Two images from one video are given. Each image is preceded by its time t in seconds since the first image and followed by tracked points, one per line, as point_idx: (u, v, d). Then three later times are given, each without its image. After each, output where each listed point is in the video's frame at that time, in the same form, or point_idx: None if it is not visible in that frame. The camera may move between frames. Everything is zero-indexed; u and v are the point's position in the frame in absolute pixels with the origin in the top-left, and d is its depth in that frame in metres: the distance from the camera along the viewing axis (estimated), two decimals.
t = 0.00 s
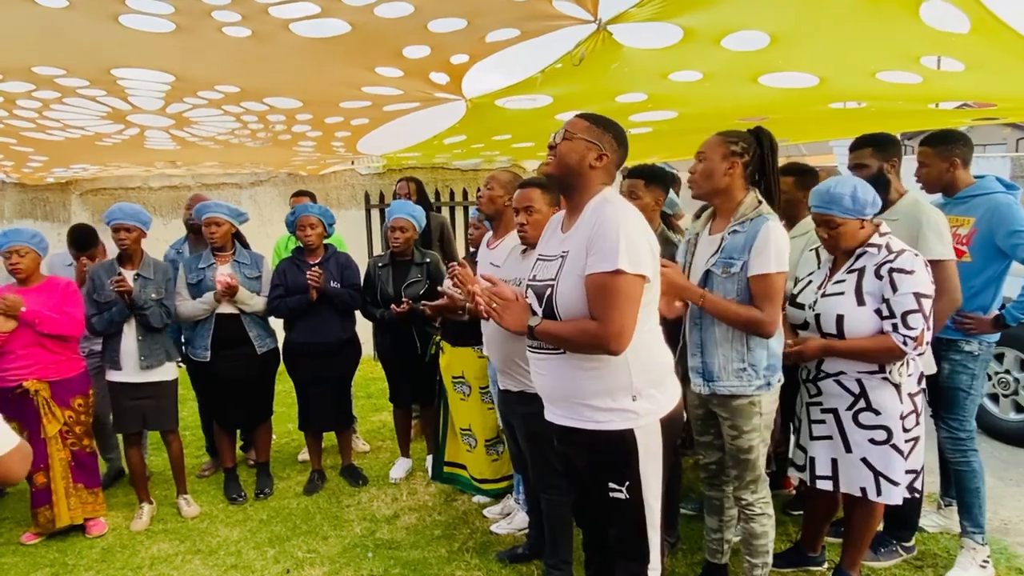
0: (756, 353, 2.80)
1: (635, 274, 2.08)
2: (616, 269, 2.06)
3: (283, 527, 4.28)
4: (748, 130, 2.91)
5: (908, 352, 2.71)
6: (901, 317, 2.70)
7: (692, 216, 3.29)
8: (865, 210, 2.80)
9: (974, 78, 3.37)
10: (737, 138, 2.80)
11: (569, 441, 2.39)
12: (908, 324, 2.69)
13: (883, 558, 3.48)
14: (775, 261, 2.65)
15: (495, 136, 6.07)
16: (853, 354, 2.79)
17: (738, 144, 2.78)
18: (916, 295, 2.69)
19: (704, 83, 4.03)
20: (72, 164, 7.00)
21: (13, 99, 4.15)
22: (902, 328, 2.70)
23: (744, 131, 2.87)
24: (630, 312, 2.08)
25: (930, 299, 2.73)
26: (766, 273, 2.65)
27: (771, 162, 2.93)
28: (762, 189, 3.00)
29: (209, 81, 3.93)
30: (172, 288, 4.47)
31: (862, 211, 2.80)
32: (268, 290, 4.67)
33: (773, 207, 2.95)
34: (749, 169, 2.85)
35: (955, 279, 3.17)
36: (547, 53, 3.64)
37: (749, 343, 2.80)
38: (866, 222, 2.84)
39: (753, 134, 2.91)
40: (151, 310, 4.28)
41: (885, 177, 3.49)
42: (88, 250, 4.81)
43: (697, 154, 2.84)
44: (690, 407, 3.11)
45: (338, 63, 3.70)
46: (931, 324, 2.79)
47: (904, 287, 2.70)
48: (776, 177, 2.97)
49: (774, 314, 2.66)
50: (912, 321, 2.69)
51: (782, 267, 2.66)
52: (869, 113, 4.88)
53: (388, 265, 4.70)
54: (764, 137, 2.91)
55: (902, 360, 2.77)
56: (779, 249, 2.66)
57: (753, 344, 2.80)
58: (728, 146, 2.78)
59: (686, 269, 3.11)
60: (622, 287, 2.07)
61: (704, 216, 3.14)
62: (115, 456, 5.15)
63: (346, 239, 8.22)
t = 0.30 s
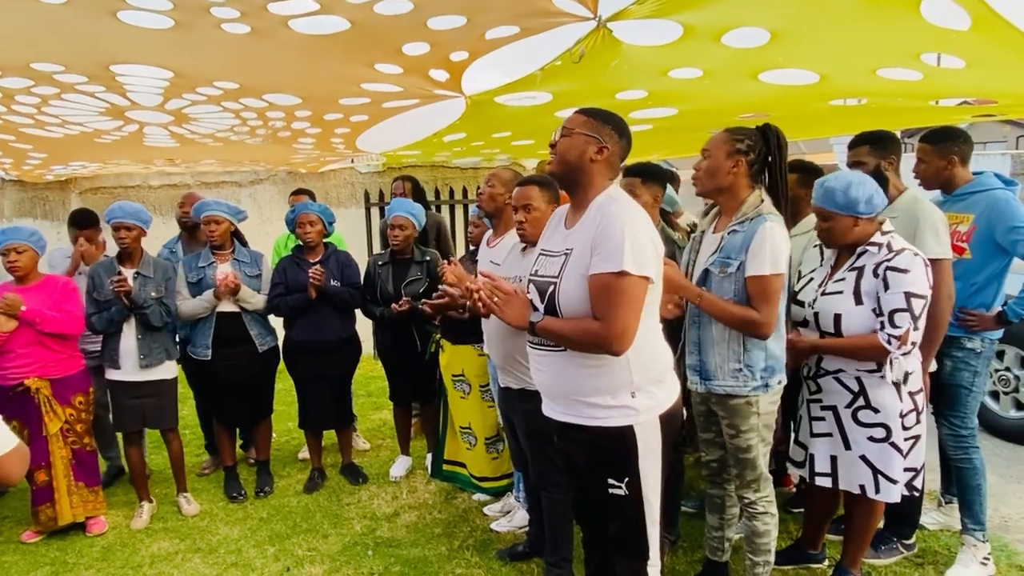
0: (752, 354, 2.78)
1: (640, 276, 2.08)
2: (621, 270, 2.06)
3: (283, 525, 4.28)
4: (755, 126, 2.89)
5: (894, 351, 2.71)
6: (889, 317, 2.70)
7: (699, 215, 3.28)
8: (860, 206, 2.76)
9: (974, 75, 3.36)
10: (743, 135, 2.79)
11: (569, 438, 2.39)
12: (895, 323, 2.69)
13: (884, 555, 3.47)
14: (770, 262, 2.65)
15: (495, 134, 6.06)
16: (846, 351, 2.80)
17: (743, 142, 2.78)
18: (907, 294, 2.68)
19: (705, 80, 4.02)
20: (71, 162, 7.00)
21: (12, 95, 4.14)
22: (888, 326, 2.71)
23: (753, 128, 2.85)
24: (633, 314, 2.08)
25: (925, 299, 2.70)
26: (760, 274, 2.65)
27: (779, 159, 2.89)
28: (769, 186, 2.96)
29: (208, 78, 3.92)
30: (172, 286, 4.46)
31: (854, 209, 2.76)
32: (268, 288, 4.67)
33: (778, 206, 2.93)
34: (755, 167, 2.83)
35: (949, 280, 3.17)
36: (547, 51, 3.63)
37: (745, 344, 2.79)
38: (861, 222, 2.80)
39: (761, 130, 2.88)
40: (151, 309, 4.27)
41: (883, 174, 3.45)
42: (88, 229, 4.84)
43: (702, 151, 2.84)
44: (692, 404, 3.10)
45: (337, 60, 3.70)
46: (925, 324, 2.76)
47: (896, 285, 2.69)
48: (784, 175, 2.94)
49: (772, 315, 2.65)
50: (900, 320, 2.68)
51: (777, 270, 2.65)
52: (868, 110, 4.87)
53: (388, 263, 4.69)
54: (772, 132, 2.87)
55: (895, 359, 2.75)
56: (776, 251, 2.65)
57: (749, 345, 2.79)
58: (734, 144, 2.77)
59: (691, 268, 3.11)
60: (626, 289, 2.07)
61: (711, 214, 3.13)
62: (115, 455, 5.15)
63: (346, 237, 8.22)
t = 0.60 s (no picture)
0: (748, 355, 2.77)
1: (640, 278, 2.07)
2: (621, 273, 2.05)
3: (283, 525, 4.28)
4: (760, 125, 2.88)
5: (878, 353, 2.70)
6: (876, 317, 2.70)
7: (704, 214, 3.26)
8: (852, 206, 2.76)
9: (974, 73, 3.35)
10: (747, 134, 2.78)
11: (568, 436, 2.39)
12: (880, 324, 2.69)
13: (884, 555, 3.46)
14: (764, 264, 2.63)
15: (495, 133, 6.06)
16: (835, 349, 2.84)
17: (747, 142, 2.77)
18: (895, 295, 2.65)
19: (704, 79, 4.01)
20: (71, 161, 7.00)
21: (10, 94, 4.14)
22: (873, 326, 2.71)
23: (757, 127, 2.84)
24: (633, 317, 2.08)
25: (916, 301, 2.66)
26: (755, 277, 2.63)
27: (784, 158, 2.87)
28: (774, 185, 2.95)
29: (206, 77, 3.92)
30: (172, 286, 4.46)
31: (845, 206, 2.77)
32: (268, 287, 4.67)
33: (781, 207, 2.92)
34: (758, 166, 2.83)
35: (944, 279, 3.16)
36: (546, 50, 3.63)
37: (741, 345, 2.78)
38: (854, 220, 2.79)
39: (766, 129, 2.87)
40: (150, 308, 4.27)
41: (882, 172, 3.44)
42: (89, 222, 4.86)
43: (706, 149, 2.84)
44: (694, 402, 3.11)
45: (336, 59, 3.69)
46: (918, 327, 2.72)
47: (886, 286, 2.67)
48: (790, 174, 2.92)
49: (764, 318, 2.63)
50: (885, 321, 2.68)
51: (772, 272, 2.62)
52: (869, 109, 4.86)
53: (388, 262, 4.69)
54: (776, 132, 2.86)
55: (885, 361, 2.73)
56: (770, 254, 2.63)
57: (745, 347, 2.78)
58: (737, 143, 2.77)
59: (692, 266, 3.11)
60: (626, 291, 2.06)
61: (714, 212, 3.12)
62: (116, 454, 5.15)
63: (346, 237, 8.22)
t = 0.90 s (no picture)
0: (752, 355, 2.77)
1: (643, 282, 2.08)
2: (624, 277, 2.05)
3: (288, 525, 4.29)
4: (765, 126, 2.87)
5: (873, 353, 2.69)
6: (873, 318, 2.69)
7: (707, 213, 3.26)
8: (856, 203, 2.76)
9: (979, 72, 3.34)
10: (751, 135, 2.78)
11: (571, 435, 2.39)
12: (877, 325, 2.68)
13: (890, 555, 3.45)
14: (769, 266, 2.63)
15: (498, 134, 6.07)
16: (832, 347, 2.85)
17: (751, 142, 2.77)
18: (894, 297, 2.64)
19: (708, 79, 4.01)
20: (77, 163, 7.03)
21: (16, 95, 4.16)
22: (870, 326, 2.70)
23: (761, 127, 2.84)
24: (635, 321, 2.08)
25: (915, 304, 2.65)
26: (759, 278, 2.63)
27: (787, 158, 2.88)
28: (777, 185, 2.94)
29: (210, 78, 3.93)
30: (177, 288, 4.48)
31: (850, 204, 2.78)
32: (272, 289, 4.68)
33: (785, 207, 2.92)
34: (762, 167, 2.82)
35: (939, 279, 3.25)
36: (548, 51, 3.63)
37: (745, 346, 2.77)
38: (859, 218, 2.79)
39: (770, 130, 2.87)
40: (156, 310, 4.29)
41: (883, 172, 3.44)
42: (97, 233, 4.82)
43: (709, 150, 2.84)
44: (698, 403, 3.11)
45: (338, 60, 3.70)
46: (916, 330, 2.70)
47: (885, 287, 2.66)
48: (793, 174, 2.92)
49: (769, 318, 2.63)
50: (882, 322, 2.66)
51: (776, 273, 2.63)
52: (873, 108, 4.84)
53: (392, 263, 4.70)
54: (780, 133, 2.86)
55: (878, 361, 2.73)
56: (774, 256, 2.63)
57: (749, 347, 2.77)
58: (741, 144, 2.76)
59: (696, 266, 3.11)
60: (629, 295, 2.06)
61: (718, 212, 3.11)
62: (122, 455, 5.17)
63: (351, 238, 8.24)
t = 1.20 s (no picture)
0: (762, 356, 2.77)
1: (649, 289, 2.08)
2: (631, 283, 2.06)
3: (300, 527, 4.32)
4: (774, 127, 2.86)
5: (886, 355, 2.68)
6: (887, 319, 2.67)
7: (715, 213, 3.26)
8: (868, 202, 2.74)
9: (992, 73, 3.31)
10: (760, 137, 2.77)
11: (578, 435, 2.39)
12: (891, 327, 2.66)
13: (903, 558, 3.43)
14: (779, 267, 2.62)
15: (508, 137, 6.09)
16: (842, 349, 2.82)
17: (760, 144, 2.76)
18: (908, 299, 2.63)
19: (717, 81, 4.00)
20: (92, 167, 7.12)
21: (30, 100, 4.22)
22: (883, 328, 2.68)
23: (769, 129, 2.83)
24: (641, 327, 2.09)
25: (928, 307, 2.64)
26: (770, 280, 2.63)
27: (796, 159, 2.86)
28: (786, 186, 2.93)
29: (221, 83, 3.96)
30: (190, 291, 4.52)
31: (862, 204, 2.76)
32: (283, 292, 4.71)
33: (794, 208, 2.91)
34: (771, 169, 2.82)
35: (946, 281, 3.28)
36: (556, 54, 3.64)
37: (754, 347, 2.77)
38: (870, 218, 2.77)
39: (779, 131, 2.86)
40: (169, 313, 4.34)
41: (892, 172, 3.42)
42: (112, 251, 4.90)
43: (718, 152, 2.83)
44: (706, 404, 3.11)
45: (348, 65, 3.72)
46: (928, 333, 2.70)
47: (899, 289, 2.65)
48: (803, 175, 2.91)
49: (780, 319, 2.63)
50: (896, 324, 2.65)
51: (786, 274, 2.62)
52: (885, 109, 4.81)
53: (402, 266, 4.71)
54: (789, 134, 2.85)
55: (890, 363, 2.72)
56: (785, 257, 2.63)
57: (758, 347, 2.77)
58: (750, 146, 2.76)
59: (704, 267, 3.10)
60: (635, 301, 2.07)
61: (726, 213, 3.11)
62: (136, 456, 5.22)
63: (361, 241, 8.28)
